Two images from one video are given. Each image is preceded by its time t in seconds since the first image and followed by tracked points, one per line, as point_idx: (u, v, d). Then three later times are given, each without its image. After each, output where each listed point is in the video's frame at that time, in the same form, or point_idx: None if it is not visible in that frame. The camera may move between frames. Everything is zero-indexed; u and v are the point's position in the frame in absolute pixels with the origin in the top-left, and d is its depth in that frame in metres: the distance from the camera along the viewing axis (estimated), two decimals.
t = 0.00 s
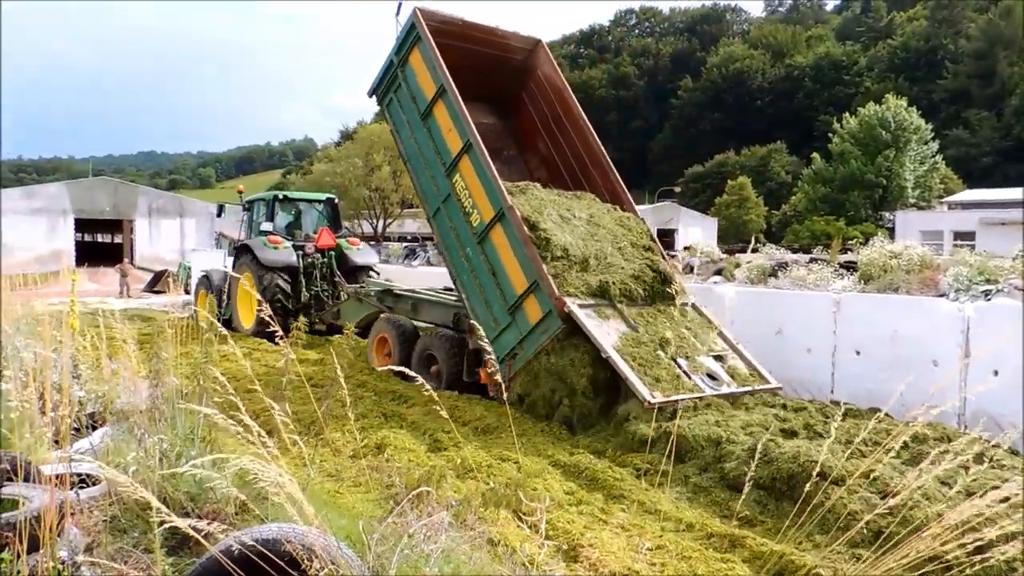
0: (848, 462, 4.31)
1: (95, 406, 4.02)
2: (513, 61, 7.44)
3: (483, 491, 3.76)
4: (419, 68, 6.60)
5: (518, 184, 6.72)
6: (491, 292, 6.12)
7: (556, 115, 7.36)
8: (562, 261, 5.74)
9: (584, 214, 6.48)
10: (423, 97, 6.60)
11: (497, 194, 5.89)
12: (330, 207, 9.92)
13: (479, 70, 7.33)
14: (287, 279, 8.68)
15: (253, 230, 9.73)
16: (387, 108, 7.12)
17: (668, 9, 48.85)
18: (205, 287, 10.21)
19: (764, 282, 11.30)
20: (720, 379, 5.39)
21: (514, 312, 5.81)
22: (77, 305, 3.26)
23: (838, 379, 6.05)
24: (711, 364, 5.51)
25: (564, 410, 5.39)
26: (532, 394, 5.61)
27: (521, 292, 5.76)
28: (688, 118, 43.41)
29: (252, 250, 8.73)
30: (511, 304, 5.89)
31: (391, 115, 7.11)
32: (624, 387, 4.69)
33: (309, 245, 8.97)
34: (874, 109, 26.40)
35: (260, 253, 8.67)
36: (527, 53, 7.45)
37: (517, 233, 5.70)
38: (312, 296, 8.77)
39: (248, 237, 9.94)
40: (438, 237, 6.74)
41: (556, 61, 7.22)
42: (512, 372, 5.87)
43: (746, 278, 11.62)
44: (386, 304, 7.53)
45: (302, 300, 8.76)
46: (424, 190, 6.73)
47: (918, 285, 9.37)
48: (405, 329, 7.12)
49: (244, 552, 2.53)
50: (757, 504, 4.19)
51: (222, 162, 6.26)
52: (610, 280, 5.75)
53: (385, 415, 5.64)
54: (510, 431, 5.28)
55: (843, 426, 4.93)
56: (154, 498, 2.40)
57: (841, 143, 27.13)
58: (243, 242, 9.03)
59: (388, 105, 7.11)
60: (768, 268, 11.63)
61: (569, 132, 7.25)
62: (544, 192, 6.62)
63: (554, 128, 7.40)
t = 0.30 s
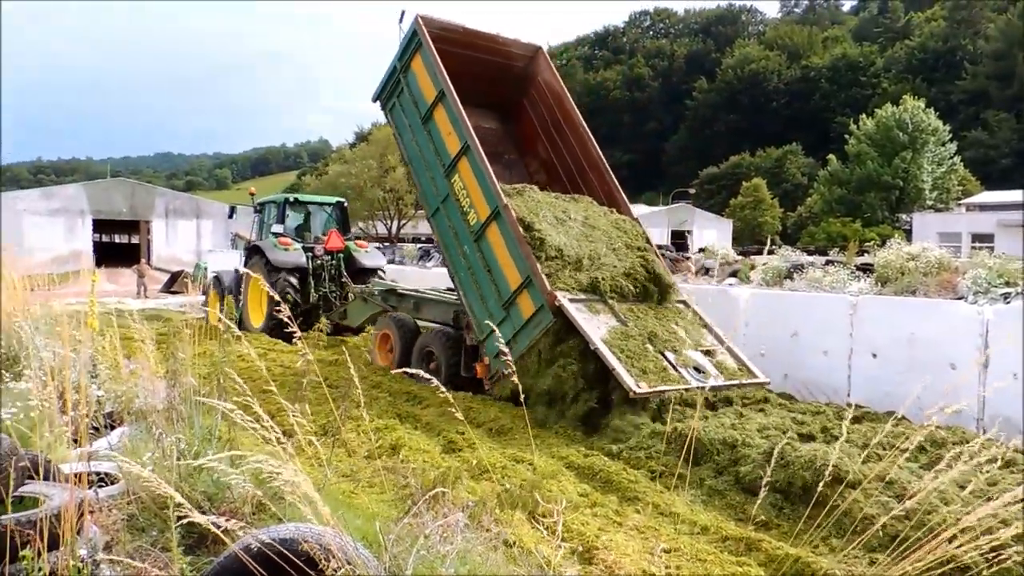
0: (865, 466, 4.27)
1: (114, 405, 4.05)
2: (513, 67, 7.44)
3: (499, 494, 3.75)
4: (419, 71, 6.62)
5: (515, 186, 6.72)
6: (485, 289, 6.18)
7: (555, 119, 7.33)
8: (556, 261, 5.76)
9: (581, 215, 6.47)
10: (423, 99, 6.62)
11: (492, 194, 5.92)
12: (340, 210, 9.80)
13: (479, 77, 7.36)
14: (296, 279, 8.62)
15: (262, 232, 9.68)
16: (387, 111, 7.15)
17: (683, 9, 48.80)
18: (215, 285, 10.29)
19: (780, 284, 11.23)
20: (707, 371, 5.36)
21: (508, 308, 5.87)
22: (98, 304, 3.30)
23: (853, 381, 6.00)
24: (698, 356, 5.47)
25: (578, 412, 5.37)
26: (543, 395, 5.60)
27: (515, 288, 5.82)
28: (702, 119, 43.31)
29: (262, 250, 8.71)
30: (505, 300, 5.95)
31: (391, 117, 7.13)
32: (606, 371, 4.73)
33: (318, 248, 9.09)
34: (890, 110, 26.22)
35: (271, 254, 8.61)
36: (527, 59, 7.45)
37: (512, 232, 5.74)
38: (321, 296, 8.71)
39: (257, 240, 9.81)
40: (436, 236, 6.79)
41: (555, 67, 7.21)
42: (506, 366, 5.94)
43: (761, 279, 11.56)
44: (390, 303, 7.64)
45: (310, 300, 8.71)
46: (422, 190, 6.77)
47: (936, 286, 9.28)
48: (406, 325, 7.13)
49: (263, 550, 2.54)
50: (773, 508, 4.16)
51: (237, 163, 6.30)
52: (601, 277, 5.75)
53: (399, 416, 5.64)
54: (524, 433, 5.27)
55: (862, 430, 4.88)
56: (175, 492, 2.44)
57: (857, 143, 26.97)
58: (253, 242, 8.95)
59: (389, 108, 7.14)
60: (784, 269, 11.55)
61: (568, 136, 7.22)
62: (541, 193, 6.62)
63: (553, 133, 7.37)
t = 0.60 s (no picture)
0: (879, 470, 4.25)
1: (130, 403, 4.09)
2: (514, 71, 7.73)
3: (513, 496, 3.73)
4: (420, 77, 6.90)
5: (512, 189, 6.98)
6: (481, 285, 6.44)
7: (554, 123, 7.62)
8: (548, 263, 5.97)
9: (575, 218, 6.75)
10: (423, 103, 6.89)
11: (487, 195, 6.18)
12: (346, 213, 9.94)
13: (481, 82, 7.65)
14: (303, 280, 8.76)
15: (271, 234, 9.82)
16: (390, 114, 7.45)
17: (697, 11, 48.73)
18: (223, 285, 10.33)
19: (794, 287, 11.19)
20: (692, 367, 5.66)
21: (501, 305, 6.12)
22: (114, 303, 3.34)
23: (868, 385, 5.95)
24: (683, 354, 5.76)
25: (590, 414, 5.38)
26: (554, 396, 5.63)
27: (508, 286, 6.07)
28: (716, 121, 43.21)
29: (271, 251, 8.90)
30: (498, 298, 6.21)
31: (394, 120, 7.41)
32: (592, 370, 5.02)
33: (325, 249, 9.10)
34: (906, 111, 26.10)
35: (278, 255, 8.77)
36: (528, 64, 7.73)
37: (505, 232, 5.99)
38: (327, 297, 8.79)
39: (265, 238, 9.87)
40: (435, 234, 7.06)
41: (555, 73, 7.50)
42: (500, 361, 6.19)
43: (775, 282, 11.53)
44: (393, 302, 7.96)
45: (317, 301, 8.82)
46: (422, 191, 7.04)
47: (951, 290, 9.21)
48: (405, 322, 7.47)
49: (277, 548, 2.56)
50: (786, 511, 4.15)
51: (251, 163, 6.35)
52: (590, 278, 6.05)
53: (411, 417, 5.66)
54: (536, 433, 5.28)
55: (876, 433, 4.86)
56: (189, 493, 2.45)
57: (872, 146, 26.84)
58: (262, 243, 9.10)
59: (392, 111, 7.43)
60: (798, 272, 11.52)
61: (566, 140, 7.50)
62: (536, 197, 6.88)
63: (551, 137, 7.66)
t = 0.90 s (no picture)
0: (896, 475, 4.22)
1: (149, 402, 4.15)
2: (516, 77, 8.02)
3: (529, 500, 3.72)
4: (424, 82, 7.15)
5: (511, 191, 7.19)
6: (479, 282, 6.66)
7: (554, 126, 7.87)
8: (544, 262, 6.18)
9: (572, 220, 6.93)
10: (427, 108, 7.15)
11: (486, 194, 6.41)
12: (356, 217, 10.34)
13: (485, 87, 7.93)
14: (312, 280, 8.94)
15: (283, 237, 10.03)
16: (395, 118, 7.73)
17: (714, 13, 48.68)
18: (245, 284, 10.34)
19: (810, 289, 11.14)
20: (681, 359, 5.80)
21: (498, 300, 6.34)
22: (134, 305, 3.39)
23: (885, 388, 5.91)
24: (673, 346, 5.90)
25: (604, 416, 5.37)
26: (566, 398, 5.66)
27: (504, 281, 6.29)
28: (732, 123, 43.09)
29: (281, 251, 9.12)
30: (495, 293, 6.43)
31: (400, 124, 7.69)
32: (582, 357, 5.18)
33: (335, 250, 9.30)
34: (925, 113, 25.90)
35: (290, 255, 8.97)
36: (528, 70, 8.02)
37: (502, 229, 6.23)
38: (335, 297, 8.94)
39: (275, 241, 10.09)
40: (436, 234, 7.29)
41: (555, 77, 7.78)
42: (496, 354, 6.39)
43: (791, 285, 11.49)
44: (396, 301, 8.03)
45: (326, 301, 8.98)
46: (425, 191, 7.28)
47: (971, 293, 9.12)
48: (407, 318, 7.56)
49: (294, 548, 2.57)
50: (802, 515, 4.11)
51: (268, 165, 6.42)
52: (582, 272, 6.24)
53: (425, 417, 5.67)
54: (549, 434, 5.28)
55: (894, 438, 4.83)
56: (209, 490, 2.48)
57: (891, 147, 26.64)
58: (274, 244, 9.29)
59: (398, 116, 7.70)
60: (815, 275, 11.46)
61: (565, 142, 7.76)
62: (535, 200, 7.05)
63: (551, 139, 7.91)
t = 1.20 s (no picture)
0: (913, 478, 4.19)
1: (164, 402, 4.18)
2: (514, 81, 7.98)
3: (543, 502, 3.71)
4: (422, 83, 7.21)
5: (510, 191, 7.23)
6: (475, 278, 6.71)
7: (551, 129, 7.84)
8: (538, 260, 6.21)
9: (567, 219, 7.02)
10: (425, 108, 7.20)
11: (481, 191, 6.44)
12: (361, 219, 9.99)
13: (482, 91, 7.90)
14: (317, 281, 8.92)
15: (288, 238, 9.86)
16: (396, 121, 7.82)
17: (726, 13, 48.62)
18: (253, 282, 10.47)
19: (823, 290, 11.07)
20: (670, 351, 5.96)
21: (492, 295, 6.38)
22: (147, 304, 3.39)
23: (900, 390, 5.86)
24: (663, 339, 6.04)
25: (617, 418, 5.34)
26: (577, 398, 5.65)
27: (499, 277, 6.33)
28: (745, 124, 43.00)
29: (287, 252, 9.13)
30: (490, 288, 6.47)
31: (399, 125, 7.75)
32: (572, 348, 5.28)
33: (340, 252, 9.25)
34: (939, 112, 25.75)
35: (295, 256, 8.95)
36: (527, 74, 7.98)
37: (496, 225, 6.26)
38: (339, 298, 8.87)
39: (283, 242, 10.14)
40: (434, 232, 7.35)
41: (553, 81, 7.73)
42: (491, 349, 6.44)
43: (804, 286, 11.43)
44: (398, 300, 8.11)
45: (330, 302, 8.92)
46: (423, 190, 7.34)
47: (986, 294, 9.04)
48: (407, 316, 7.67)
49: (310, 546, 2.58)
50: (816, 518, 4.08)
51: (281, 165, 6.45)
52: (574, 268, 6.33)
53: (437, 418, 5.66)
54: (562, 435, 5.26)
55: (909, 440, 4.79)
56: (225, 490, 2.49)
57: (905, 147, 26.49)
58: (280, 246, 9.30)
59: (398, 118, 7.77)
60: (828, 275, 11.37)
61: (563, 145, 7.70)
62: (531, 200, 7.14)
63: (549, 143, 7.88)
